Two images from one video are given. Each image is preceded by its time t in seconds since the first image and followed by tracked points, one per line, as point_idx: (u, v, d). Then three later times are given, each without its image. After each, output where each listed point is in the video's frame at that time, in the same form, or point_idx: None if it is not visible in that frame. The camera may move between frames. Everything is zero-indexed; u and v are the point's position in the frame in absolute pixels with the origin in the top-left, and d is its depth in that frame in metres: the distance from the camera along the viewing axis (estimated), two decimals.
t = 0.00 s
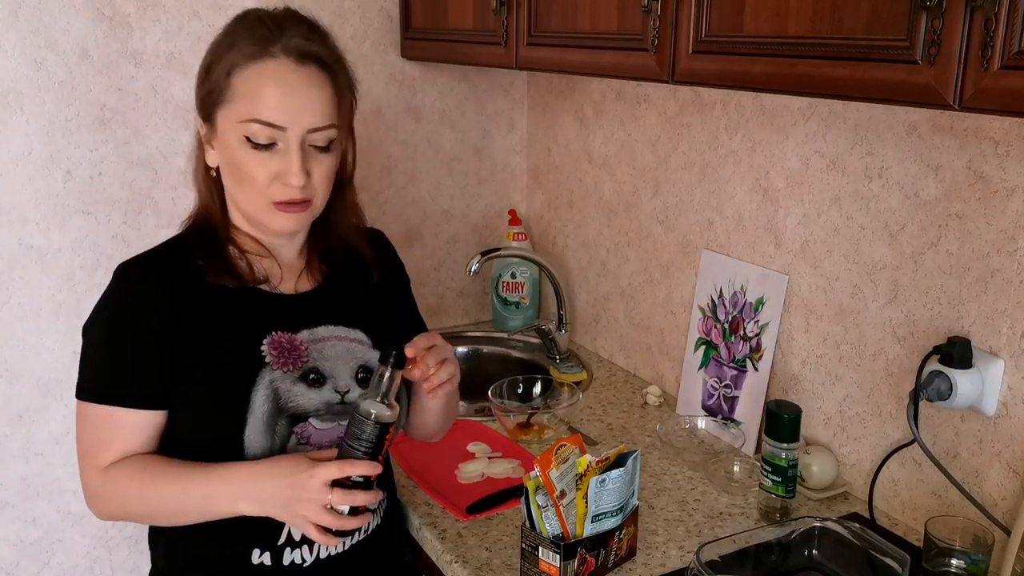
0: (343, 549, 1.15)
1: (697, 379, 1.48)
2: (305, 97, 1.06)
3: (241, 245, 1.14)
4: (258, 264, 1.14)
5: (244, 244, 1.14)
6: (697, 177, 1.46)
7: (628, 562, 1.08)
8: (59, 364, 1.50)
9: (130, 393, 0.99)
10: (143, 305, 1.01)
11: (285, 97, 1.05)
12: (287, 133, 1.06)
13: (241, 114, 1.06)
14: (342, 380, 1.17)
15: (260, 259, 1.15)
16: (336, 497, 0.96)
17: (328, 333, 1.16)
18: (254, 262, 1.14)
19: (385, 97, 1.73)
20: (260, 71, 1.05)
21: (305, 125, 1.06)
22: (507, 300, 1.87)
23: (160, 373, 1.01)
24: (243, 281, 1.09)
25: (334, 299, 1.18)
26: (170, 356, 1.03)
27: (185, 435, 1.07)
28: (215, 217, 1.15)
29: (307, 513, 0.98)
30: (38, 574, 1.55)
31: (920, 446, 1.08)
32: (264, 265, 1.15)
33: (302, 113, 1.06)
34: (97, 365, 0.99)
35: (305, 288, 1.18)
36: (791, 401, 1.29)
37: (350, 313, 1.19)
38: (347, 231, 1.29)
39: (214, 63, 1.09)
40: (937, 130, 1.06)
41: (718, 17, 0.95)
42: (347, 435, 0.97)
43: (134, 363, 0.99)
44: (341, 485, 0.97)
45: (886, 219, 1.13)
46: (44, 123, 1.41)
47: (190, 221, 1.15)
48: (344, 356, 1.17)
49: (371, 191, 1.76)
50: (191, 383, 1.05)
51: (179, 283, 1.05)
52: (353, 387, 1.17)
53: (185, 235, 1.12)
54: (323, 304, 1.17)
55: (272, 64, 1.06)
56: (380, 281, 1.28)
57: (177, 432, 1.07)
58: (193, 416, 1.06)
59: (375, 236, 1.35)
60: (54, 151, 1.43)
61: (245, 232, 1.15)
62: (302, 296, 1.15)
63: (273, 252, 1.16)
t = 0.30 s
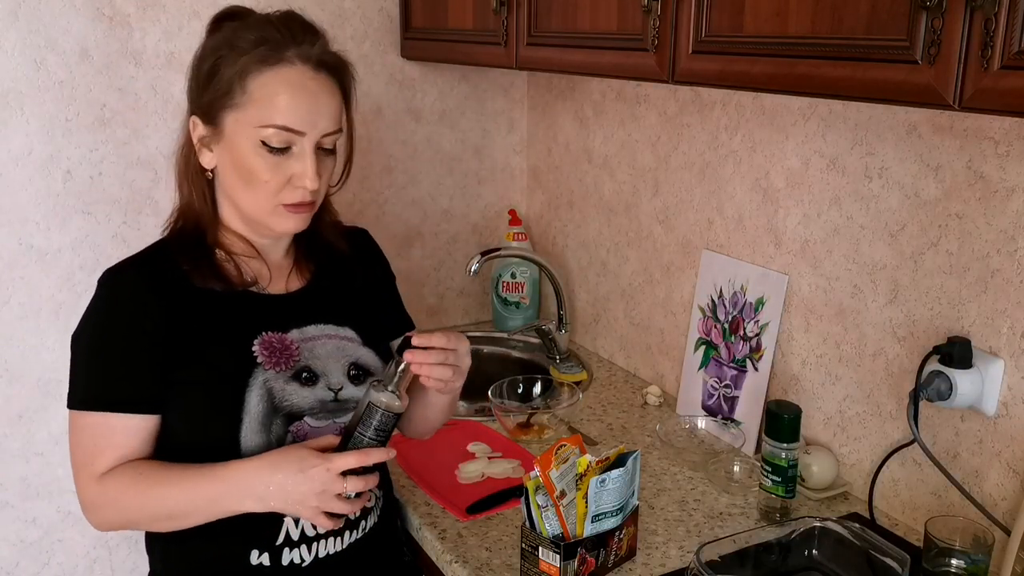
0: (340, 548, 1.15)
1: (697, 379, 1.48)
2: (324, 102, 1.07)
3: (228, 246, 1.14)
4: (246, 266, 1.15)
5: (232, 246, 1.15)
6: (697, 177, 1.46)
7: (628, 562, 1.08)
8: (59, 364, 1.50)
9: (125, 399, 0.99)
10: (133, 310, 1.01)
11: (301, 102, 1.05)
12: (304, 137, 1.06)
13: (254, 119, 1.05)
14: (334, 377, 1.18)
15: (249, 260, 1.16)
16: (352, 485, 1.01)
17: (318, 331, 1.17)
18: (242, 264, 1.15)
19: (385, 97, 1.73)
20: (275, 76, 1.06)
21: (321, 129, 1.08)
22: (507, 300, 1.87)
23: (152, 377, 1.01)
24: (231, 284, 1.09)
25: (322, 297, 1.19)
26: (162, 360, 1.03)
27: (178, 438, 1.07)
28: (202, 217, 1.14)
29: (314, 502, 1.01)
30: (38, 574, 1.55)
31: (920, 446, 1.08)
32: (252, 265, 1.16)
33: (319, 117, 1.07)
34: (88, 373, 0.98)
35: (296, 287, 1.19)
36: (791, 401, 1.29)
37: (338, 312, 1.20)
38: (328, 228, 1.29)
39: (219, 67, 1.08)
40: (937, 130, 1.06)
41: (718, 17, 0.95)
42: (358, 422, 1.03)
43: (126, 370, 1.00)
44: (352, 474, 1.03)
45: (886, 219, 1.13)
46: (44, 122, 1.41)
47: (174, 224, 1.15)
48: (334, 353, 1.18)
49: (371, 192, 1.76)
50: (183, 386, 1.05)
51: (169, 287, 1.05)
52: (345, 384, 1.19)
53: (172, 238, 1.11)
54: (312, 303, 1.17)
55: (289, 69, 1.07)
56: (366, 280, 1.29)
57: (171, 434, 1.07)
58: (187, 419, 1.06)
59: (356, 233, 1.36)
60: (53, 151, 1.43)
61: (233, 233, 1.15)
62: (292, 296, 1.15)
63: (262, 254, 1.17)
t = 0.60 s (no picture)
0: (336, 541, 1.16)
1: (697, 379, 1.48)
2: (306, 94, 1.07)
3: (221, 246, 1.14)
4: (239, 266, 1.15)
5: (225, 245, 1.15)
6: (697, 178, 1.46)
7: (628, 562, 1.08)
8: (59, 364, 1.50)
9: (120, 400, 0.99)
10: (128, 310, 1.01)
11: (285, 94, 1.06)
12: (288, 129, 1.07)
13: (238, 111, 1.05)
14: (327, 377, 1.18)
15: (242, 260, 1.16)
16: (344, 486, 1.00)
17: (311, 331, 1.17)
18: (235, 263, 1.15)
19: (385, 97, 1.73)
20: (259, 69, 1.06)
21: (304, 121, 1.08)
22: (507, 300, 1.87)
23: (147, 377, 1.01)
24: (225, 284, 1.10)
25: (316, 296, 1.19)
26: (156, 359, 1.03)
27: (173, 436, 1.07)
28: (196, 216, 1.14)
29: (316, 502, 1.01)
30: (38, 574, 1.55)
31: (920, 446, 1.08)
32: (243, 265, 1.16)
33: (304, 109, 1.07)
34: (82, 373, 0.98)
35: (288, 287, 1.19)
36: (791, 401, 1.29)
37: (331, 310, 1.20)
38: (318, 224, 1.29)
39: (201, 64, 1.08)
40: (937, 130, 1.06)
41: (718, 17, 0.95)
42: (359, 427, 1.01)
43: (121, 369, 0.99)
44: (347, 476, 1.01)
45: (886, 219, 1.13)
46: (44, 122, 1.41)
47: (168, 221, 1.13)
48: (327, 353, 1.18)
49: (371, 192, 1.76)
50: (178, 386, 1.06)
51: (164, 287, 1.04)
52: (338, 383, 1.19)
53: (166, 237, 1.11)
54: (306, 302, 1.17)
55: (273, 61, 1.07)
56: (357, 277, 1.28)
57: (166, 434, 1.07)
58: (181, 418, 1.06)
59: (348, 230, 1.36)
60: (53, 151, 1.43)
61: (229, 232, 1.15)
62: (285, 296, 1.15)
63: (255, 254, 1.17)
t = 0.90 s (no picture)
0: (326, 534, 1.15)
1: (697, 379, 1.48)
2: (277, 96, 1.07)
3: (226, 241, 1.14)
4: (241, 262, 1.14)
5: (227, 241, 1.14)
6: (697, 178, 1.46)
7: (628, 562, 1.08)
8: (59, 365, 1.50)
9: (124, 390, 1.00)
10: (130, 301, 1.02)
11: (254, 94, 1.05)
12: (256, 129, 1.06)
13: (211, 115, 1.06)
14: (318, 373, 1.16)
15: (243, 256, 1.15)
16: (288, 485, 0.95)
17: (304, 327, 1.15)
18: (240, 261, 1.14)
19: (385, 97, 1.73)
20: (229, 70, 1.05)
21: (275, 123, 1.07)
22: (506, 300, 1.87)
23: (149, 368, 1.02)
24: (228, 279, 1.10)
25: (316, 293, 1.18)
26: (158, 350, 1.03)
27: (175, 429, 1.08)
28: (199, 210, 1.14)
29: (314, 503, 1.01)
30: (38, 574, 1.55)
31: (920, 446, 1.08)
32: (247, 261, 1.15)
33: (272, 109, 1.06)
34: (85, 362, 0.99)
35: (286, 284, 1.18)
36: (791, 401, 1.29)
37: (330, 306, 1.19)
38: (323, 221, 1.29)
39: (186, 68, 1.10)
40: (937, 130, 1.06)
41: (718, 17, 0.95)
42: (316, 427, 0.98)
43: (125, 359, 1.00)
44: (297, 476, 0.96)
45: (886, 219, 1.13)
46: (44, 122, 1.41)
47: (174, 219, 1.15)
48: (320, 350, 1.16)
49: (371, 192, 1.76)
50: (181, 378, 1.06)
51: (166, 279, 1.05)
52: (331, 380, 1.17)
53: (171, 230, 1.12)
54: (303, 299, 1.16)
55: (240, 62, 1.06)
56: (361, 276, 1.28)
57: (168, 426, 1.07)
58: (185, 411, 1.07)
59: (355, 228, 1.35)
60: (53, 151, 1.43)
61: (230, 231, 1.15)
62: (284, 291, 1.15)
63: (257, 250, 1.16)
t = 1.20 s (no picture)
0: (317, 529, 1.17)
1: (697, 379, 1.48)
2: (295, 107, 1.06)
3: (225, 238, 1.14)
4: (239, 259, 1.15)
5: (227, 238, 1.14)
6: (697, 178, 1.46)
7: (628, 562, 1.08)
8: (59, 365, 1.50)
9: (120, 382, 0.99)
10: (128, 297, 1.01)
11: (271, 105, 1.05)
12: (275, 142, 1.05)
13: (226, 123, 1.05)
14: (321, 369, 1.19)
15: (240, 253, 1.15)
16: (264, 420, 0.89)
17: (304, 325, 1.17)
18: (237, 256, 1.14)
19: (385, 97, 1.73)
20: (246, 80, 1.05)
21: (292, 134, 1.06)
22: (506, 300, 1.87)
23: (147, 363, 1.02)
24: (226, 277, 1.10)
25: (314, 293, 1.20)
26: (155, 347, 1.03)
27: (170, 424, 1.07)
28: (200, 207, 1.14)
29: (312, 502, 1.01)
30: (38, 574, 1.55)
31: (920, 446, 1.08)
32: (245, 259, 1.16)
33: (290, 120, 1.06)
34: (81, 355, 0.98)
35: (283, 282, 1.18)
36: (791, 401, 1.29)
37: (328, 307, 1.21)
38: (325, 219, 1.28)
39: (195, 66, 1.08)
40: (937, 130, 1.06)
41: (718, 17, 0.95)
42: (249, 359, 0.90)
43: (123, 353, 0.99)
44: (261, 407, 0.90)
45: (886, 219, 1.13)
46: (44, 122, 1.41)
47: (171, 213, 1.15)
48: (320, 347, 1.19)
49: (371, 192, 1.76)
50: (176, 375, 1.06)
51: (164, 276, 1.05)
52: (330, 376, 1.20)
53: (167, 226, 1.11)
54: (303, 297, 1.18)
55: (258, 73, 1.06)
56: (359, 276, 1.29)
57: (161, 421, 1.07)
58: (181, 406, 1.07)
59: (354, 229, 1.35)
60: (53, 151, 1.43)
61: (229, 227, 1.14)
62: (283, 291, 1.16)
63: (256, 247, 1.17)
